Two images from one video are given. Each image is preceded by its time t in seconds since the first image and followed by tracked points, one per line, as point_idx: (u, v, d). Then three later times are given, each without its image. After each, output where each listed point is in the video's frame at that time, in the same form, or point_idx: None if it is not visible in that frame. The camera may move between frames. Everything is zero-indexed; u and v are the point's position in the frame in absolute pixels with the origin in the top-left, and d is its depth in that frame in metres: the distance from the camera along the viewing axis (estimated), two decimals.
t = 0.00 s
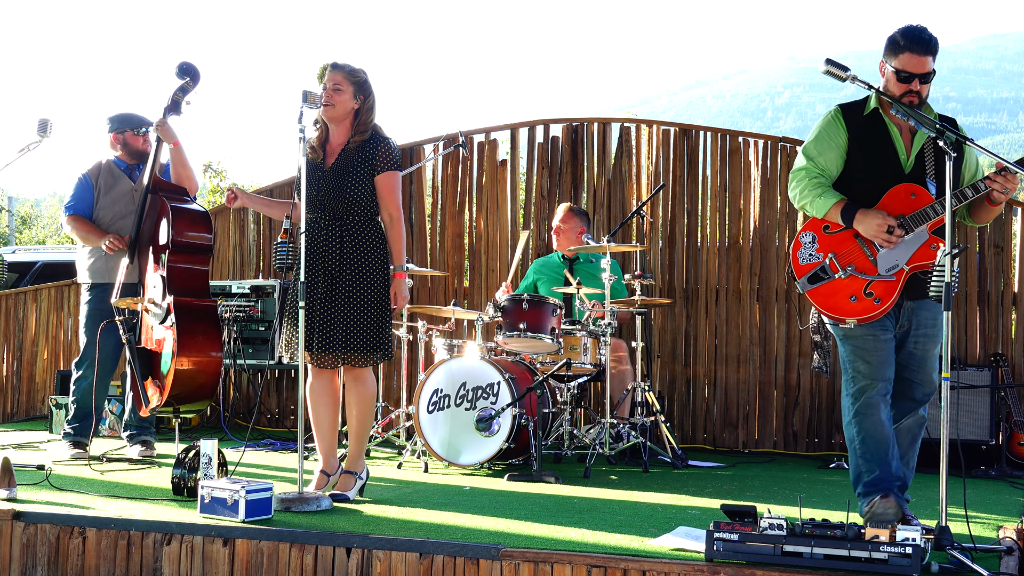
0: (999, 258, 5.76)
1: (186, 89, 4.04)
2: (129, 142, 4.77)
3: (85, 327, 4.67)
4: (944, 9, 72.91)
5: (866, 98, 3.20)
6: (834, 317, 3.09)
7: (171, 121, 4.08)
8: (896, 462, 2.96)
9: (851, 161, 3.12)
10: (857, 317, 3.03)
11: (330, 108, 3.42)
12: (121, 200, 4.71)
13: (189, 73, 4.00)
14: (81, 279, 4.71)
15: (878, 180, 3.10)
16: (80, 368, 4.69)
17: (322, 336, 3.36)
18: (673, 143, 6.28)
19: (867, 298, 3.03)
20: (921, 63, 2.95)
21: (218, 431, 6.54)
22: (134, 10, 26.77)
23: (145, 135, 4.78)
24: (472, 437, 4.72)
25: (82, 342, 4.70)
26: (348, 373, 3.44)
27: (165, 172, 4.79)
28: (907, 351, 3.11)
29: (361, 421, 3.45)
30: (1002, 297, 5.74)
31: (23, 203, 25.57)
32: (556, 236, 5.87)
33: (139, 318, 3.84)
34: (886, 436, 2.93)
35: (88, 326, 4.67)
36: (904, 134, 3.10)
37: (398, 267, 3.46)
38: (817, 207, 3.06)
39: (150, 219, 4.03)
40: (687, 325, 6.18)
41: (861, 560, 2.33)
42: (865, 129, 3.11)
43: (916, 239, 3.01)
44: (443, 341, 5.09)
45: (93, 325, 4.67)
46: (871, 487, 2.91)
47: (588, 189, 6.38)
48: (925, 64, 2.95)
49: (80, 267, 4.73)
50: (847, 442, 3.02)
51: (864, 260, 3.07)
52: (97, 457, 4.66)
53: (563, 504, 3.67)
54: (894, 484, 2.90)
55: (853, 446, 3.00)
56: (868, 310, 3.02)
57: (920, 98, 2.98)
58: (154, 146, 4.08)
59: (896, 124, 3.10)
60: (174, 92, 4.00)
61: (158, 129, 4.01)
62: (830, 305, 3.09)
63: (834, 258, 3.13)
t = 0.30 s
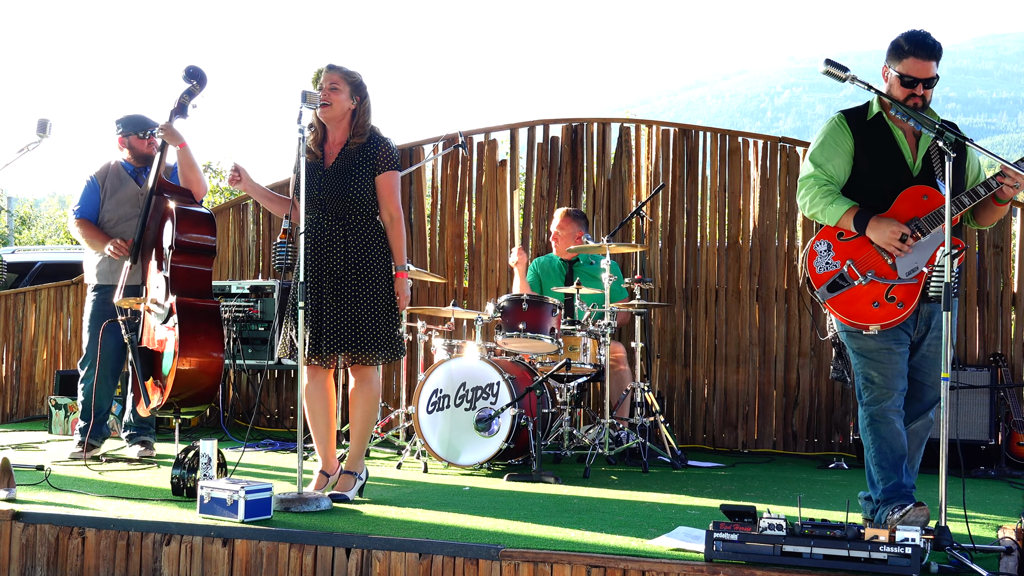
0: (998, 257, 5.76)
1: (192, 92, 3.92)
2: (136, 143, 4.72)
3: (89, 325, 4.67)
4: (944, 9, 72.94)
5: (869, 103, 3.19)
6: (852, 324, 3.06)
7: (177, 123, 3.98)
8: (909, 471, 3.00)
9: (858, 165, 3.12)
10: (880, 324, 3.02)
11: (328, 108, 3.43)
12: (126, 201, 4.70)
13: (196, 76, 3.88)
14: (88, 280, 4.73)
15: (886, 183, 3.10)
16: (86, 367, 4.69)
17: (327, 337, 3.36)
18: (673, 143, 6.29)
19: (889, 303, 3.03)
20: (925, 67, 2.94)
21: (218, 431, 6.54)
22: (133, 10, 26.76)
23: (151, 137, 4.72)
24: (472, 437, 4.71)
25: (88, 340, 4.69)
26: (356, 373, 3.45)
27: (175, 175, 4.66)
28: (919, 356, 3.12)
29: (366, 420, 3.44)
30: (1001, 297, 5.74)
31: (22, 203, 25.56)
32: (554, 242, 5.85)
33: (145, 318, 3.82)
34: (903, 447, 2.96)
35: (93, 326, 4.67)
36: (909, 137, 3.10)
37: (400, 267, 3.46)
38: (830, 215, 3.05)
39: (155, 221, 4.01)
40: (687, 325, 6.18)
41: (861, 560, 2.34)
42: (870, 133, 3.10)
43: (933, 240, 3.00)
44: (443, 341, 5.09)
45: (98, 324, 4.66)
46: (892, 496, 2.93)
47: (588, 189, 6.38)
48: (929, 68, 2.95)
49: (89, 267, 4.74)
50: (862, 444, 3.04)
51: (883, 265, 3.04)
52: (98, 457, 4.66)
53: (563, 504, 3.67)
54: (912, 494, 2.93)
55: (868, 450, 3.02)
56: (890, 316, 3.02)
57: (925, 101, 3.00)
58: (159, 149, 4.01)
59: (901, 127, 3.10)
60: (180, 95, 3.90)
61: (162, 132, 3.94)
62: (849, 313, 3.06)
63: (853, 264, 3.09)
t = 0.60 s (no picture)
0: (996, 257, 5.76)
1: (190, 92, 3.91)
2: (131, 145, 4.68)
3: (89, 326, 4.67)
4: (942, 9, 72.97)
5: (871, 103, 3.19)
6: (860, 323, 3.08)
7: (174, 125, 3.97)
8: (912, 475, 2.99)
9: (862, 164, 3.12)
10: (888, 321, 3.04)
11: (326, 109, 3.43)
12: (126, 205, 4.72)
13: (195, 77, 3.86)
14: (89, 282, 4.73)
15: (891, 182, 3.10)
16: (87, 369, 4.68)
17: (327, 336, 3.37)
18: (671, 143, 6.29)
19: (898, 301, 3.04)
20: (929, 69, 2.95)
21: (216, 432, 6.55)
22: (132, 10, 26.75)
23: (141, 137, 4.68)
24: (470, 437, 4.71)
25: (89, 343, 4.69)
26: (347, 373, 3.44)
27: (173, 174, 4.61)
28: (925, 357, 3.13)
29: (360, 422, 3.44)
30: (999, 297, 5.75)
31: (21, 203, 25.54)
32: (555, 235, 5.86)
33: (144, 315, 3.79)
34: (907, 449, 2.96)
35: (94, 326, 4.66)
36: (912, 136, 3.09)
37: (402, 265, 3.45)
38: (838, 212, 3.05)
39: (152, 224, 4.03)
40: (685, 325, 6.19)
41: (859, 560, 2.34)
42: (873, 133, 3.10)
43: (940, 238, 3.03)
44: (442, 341, 5.09)
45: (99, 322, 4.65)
46: (893, 500, 2.92)
47: (586, 189, 6.39)
48: (933, 70, 2.95)
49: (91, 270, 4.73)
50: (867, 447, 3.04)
51: (890, 263, 3.09)
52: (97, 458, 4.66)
53: (561, 504, 3.67)
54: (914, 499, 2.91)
55: (872, 454, 3.02)
56: (898, 312, 3.04)
57: (928, 103, 3.00)
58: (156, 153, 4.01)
59: (903, 126, 3.09)
60: (178, 96, 3.90)
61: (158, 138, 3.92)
62: (857, 310, 3.08)
63: (859, 263, 3.13)
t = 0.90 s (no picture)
0: (993, 258, 5.77)
1: (185, 90, 3.91)
2: (130, 143, 4.68)
3: (82, 325, 4.65)
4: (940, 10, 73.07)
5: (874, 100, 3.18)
6: (854, 315, 3.09)
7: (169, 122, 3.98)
8: (907, 473, 3.00)
9: (863, 159, 3.11)
10: (879, 314, 3.05)
11: (323, 109, 3.43)
12: (123, 202, 4.71)
13: (189, 75, 3.87)
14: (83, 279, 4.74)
15: (891, 178, 3.10)
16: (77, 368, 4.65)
17: (322, 335, 3.36)
18: (668, 143, 6.29)
19: (891, 294, 3.07)
20: (926, 65, 2.95)
21: (213, 432, 6.54)
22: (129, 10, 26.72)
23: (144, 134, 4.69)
24: (467, 437, 4.71)
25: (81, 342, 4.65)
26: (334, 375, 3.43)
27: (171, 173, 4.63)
28: (919, 355, 3.12)
29: (351, 424, 3.44)
30: (996, 297, 5.75)
31: (18, 203, 25.49)
32: (555, 234, 5.86)
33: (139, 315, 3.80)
34: (903, 448, 2.96)
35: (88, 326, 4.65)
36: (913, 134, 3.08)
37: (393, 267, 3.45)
38: (834, 206, 3.05)
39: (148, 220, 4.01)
40: (682, 325, 6.19)
41: (856, 560, 2.33)
42: (876, 129, 3.09)
43: (935, 235, 3.07)
44: (438, 341, 5.08)
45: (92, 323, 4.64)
46: (888, 496, 2.94)
47: (583, 190, 6.38)
48: (930, 65, 2.95)
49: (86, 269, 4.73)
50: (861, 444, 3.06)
51: (885, 256, 3.12)
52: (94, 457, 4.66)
53: (558, 504, 3.67)
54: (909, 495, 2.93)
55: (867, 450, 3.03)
56: (890, 306, 3.06)
57: (932, 100, 2.99)
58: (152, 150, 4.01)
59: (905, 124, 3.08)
60: (173, 95, 3.91)
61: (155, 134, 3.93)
62: (850, 302, 3.11)
63: (854, 255, 3.16)
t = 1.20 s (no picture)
0: (989, 258, 5.77)
1: (183, 90, 3.91)
2: (123, 139, 4.67)
3: (79, 327, 4.66)
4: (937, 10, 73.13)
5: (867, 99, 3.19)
6: (844, 310, 3.08)
7: (167, 123, 3.95)
8: (896, 470, 3.00)
9: (858, 155, 3.12)
10: (870, 308, 3.04)
11: (318, 107, 3.43)
12: (119, 203, 4.71)
13: (187, 74, 3.86)
14: (76, 279, 4.72)
15: (886, 175, 3.11)
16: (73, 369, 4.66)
17: (323, 335, 3.36)
18: (664, 143, 6.29)
19: (880, 289, 3.05)
20: (914, 68, 2.95)
21: (209, 432, 6.55)
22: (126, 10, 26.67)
23: (139, 132, 4.71)
24: (463, 437, 4.72)
25: (76, 344, 4.67)
26: (341, 374, 3.45)
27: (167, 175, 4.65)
28: (906, 353, 3.13)
29: (355, 422, 3.44)
30: (992, 297, 5.76)
31: (14, 203, 25.46)
32: (551, 237, 5.87)
33: (138, 314, 3.81)
34: (892, 446, 2.96)
35: (84, 327, 4.65)
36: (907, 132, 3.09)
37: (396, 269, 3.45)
38: (829, 199, 3.06)
39: (145, 222, 4.03)
40: (678, 325, 6.19)
41: (852, 560, 2.33)
42: (871, 126, 3.10)
43: (927, 232, 3.05)
44: (435, 341, 5.08)
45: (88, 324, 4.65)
46: (877, 492, 2.92)
47: (579, 190, 6.38)
48: (919, 68, 2.95)
49: (79, 268, 4.72)
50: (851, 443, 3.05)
51: (875, 251, 3.10)
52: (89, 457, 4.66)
53: (554, 505, 3.67)
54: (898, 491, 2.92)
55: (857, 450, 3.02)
56: (880, 301, 3.05)
57: (917, 102, 2.99)
58: (149, 152, 4.00)
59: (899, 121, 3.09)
60: (170, 94, 3.89)
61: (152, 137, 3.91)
62: (840, 296, 3.09)
63: (845, 250, 3.14)
